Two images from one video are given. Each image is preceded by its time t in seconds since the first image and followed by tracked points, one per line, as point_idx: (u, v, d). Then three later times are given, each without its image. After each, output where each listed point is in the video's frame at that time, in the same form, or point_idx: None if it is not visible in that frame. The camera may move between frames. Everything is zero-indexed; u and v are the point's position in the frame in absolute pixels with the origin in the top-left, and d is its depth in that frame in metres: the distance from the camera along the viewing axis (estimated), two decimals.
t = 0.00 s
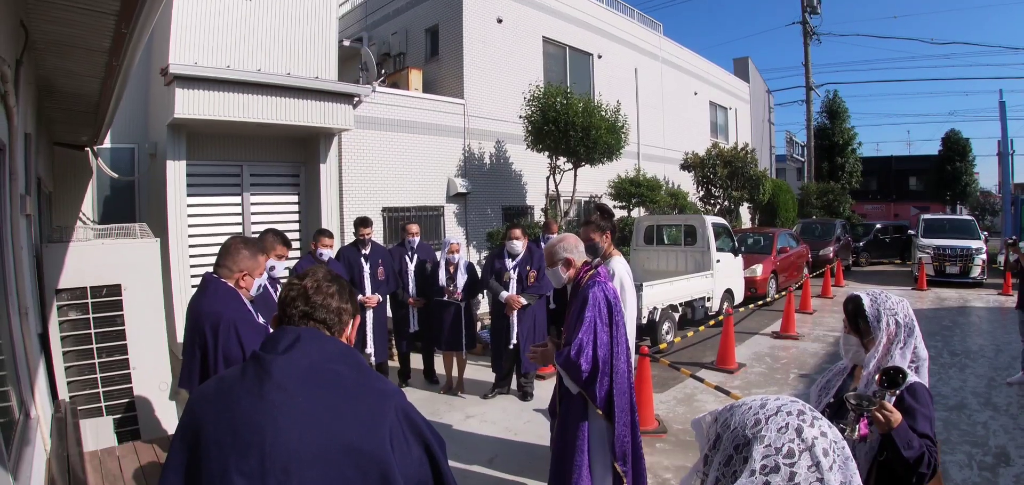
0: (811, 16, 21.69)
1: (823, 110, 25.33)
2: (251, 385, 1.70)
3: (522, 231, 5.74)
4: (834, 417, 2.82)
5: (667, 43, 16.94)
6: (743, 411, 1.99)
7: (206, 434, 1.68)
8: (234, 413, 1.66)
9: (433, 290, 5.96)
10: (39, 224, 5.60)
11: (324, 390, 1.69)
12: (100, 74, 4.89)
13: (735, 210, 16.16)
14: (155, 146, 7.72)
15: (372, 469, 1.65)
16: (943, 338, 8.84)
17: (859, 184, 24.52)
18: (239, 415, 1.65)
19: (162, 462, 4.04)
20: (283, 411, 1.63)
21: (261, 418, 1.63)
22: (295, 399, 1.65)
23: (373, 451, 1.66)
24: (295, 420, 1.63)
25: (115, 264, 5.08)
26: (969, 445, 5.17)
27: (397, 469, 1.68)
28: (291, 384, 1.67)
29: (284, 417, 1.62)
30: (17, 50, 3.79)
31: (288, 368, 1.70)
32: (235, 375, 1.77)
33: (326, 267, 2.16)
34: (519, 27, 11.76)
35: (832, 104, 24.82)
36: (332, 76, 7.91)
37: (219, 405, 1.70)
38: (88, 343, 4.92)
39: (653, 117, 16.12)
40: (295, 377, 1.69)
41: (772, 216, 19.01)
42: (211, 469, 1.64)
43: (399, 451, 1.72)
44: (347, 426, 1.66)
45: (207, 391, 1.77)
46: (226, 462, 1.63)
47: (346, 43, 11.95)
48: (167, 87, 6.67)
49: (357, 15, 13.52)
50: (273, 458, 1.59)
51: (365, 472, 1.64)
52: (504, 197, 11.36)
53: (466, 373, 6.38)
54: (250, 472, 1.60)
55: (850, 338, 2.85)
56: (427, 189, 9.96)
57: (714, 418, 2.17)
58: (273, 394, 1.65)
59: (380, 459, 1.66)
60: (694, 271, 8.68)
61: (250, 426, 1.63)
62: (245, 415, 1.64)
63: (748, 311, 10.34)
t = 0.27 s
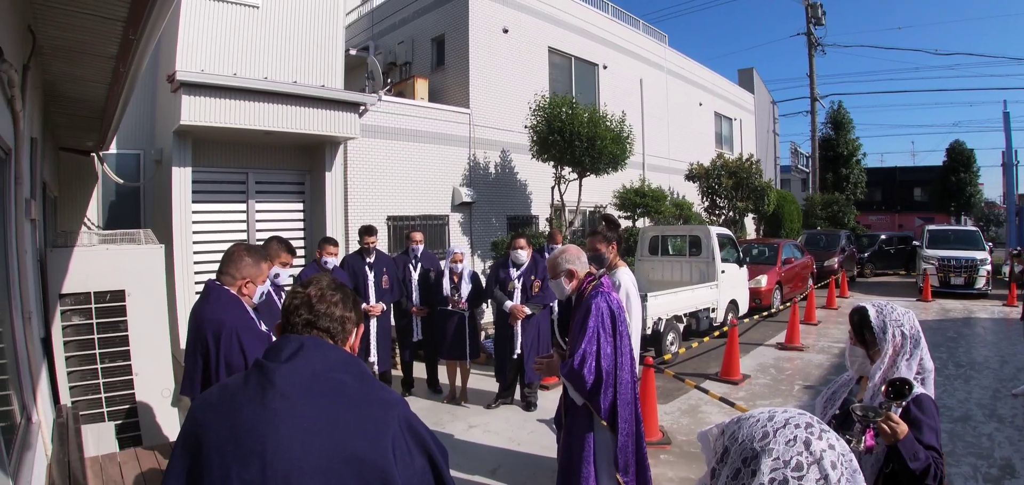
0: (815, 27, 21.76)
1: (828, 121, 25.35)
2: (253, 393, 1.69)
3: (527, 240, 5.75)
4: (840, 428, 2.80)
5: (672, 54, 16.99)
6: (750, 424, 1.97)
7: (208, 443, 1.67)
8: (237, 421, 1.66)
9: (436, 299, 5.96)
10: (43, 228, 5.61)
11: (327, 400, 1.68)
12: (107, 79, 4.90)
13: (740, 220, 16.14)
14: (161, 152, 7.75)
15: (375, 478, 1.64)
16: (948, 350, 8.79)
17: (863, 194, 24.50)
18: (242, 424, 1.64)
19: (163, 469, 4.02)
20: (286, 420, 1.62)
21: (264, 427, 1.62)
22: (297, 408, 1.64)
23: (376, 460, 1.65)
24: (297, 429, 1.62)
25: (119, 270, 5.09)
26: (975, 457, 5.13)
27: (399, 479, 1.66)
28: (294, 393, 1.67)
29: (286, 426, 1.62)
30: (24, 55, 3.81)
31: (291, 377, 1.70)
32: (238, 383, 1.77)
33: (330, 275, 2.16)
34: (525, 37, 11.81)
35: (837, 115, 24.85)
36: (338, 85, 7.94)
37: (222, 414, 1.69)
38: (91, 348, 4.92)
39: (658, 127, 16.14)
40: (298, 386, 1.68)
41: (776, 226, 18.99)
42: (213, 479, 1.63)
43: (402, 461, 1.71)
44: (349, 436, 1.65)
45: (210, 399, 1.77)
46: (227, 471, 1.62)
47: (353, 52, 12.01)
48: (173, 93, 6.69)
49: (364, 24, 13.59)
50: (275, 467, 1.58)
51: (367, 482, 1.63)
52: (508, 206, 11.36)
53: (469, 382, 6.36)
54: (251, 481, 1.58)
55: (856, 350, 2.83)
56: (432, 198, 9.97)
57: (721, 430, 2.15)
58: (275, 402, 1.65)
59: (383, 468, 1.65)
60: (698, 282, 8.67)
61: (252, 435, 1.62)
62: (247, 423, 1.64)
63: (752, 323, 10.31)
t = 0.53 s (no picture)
0: (820, 31, 21.73)
1: (832, 125, 25.30)
2: (257, 395, 1.69)
3: (530, 243, 5.75)
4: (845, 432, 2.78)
5: (676, 57, 16.98)
6: (756, 427, 1.97)
7: (211, 445, 1.68)
8: (240, 423, 1.66)
9: (439, 301, 5.96)
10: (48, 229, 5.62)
11: (329, 401, 1.68)
12: (112, 81, 4.91)
13: (744, 224, 16.11)
14: (166, 154, 7.77)
15: (378, 480, 1.63)
16: (953, 354, 8.76)
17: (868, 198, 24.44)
18: (245, 425, 1.64)
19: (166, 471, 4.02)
20: (289, 422, 1.62)
21: (267, 429, 1.61)
22: (300, 409, 1.64)
23: (379, 462, 1.64)
24: (299, 431, 1.61)
25: (123, 272, 5.10)
26: (979, 461, 5.11)
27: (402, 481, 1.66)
28: (297, 394, 1.67)
29: (288, 427, 1.61)
30: (29, 56, 3.82)
31: (293, 378, 1.70)
32: (241, 384, 1.77)
33: (334, 277, 2.16)
34: (530, 41, 11.82)
35: (841, 118, 24.80)
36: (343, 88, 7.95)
37: (225, 416, 1.69)
38: (95, 349, 4.93)
39: (662, 130, 16.12)
40: (301, 387, 1.68)
41: (780, 230, 18.96)
42: (216, 480, 1.63)
43: (405, 463, 1.70)
44: (352, 437, 1.64)
45: (214, 400, 1.77)
46: (230, 473, 1.62)
47: (357, 55, 12.02)
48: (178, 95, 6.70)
49: (369, 27, 13.62)
50: (278, 469, 1.58)
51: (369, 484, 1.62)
52: (512, 209, 11.37)
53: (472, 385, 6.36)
54: (254, 482, 1.58)
55: (861, 353, 2.82)
56: (436, 200, 9.98)
57: (726, 434, 2.15)
58: (278, 404, 1.65)
59: (386, 470, 1.65)
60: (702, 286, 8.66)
61: (255, 437, 1.62)
62: (250, 425, 1.63)
63: (756, 327, 10.29)
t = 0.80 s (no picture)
0: (823, 31, 21.69)
1: (835, 126, 25.26)
2: (260, 395, 1.70)
3: (534, 244, 5.75)
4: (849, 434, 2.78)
5: (680, 57, 16.97)
6: (762, 427, 1.96)
7: (214, 445, 1.68)
8: (243, 423, 1.66)
9: (443, 302, 5.96)
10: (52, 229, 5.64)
11: (333, 401, 1.68)
12: (116, 82, 4.92)
13: (747, 225, 16.09)
14: (169, 155, 7.78)
15: (382, 481, 1.63)
16: (957, 355, 8.74)
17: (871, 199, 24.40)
18: (249, 426, 1.64)
19: (169, 471, 4.03)
20: (292, 423, 1.62)
21: (270, 429, 1.61)
22: (303, 409, 1.64)
23: (382, 462, 1.64)
24: (302, 431, 1.61)
25: (127, 272, 5.10)
26: (983, 463, 5.09)
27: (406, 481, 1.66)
28: (300, 394, 1.66)
29: (292, 427, 1.62)
30: (33, 57, 3.83)
31: (296, 378, 1.70)
32: (244, 384, 1.77)
33: (336, 277, 2.16)
34: (533, 42, 11.82)
35: (845, 119, 24.76)
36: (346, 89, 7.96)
37: (229, 416, 1.70)
38: (98, 349, 4.94)
39: (665, 131, 16.11)
40: (304, 387, 1.68)
41: (784, 230, 18.92)
42: (219, 481, 1.63)
43: (409, 462, 1.70)
44: (355, 438, 1.64)
45: (217, 400, 1.77)
46: (234, 474, 1.62)
47: (361, 56, 12.04)
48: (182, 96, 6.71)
49: (372, 28, 13.63)
50: (281, 470, 1.58)
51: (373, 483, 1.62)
52: (516, 210, 11.37)
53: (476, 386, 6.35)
54: (257, 482, 1.58)
55: (865, 354, 2.81)
56: (439, 201, 9.99)
57: (731, 434, 2.14)
58: (281, 404, 1.65)
59: (389, 470, 1.64)
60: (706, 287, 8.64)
61: (258, 438, 1.62)
62: (254, 425, 1.64)
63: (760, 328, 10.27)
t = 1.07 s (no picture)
0: (827, 32, 21.66)
1: (839, 127, 25.22)
2: (263, 390, 1.70)
3: (537, 243, 5.75)
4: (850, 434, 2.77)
5: (684, 58, 16.95)
6: (764, 424, 1.96)
7: (217, 441, 1.68)
8: (246, 418, 1.66)
9: (445, 301, 5.97)
10: (55, 227, 5.65)
11: (335, 397, 1.68)
12: (120, 80, 4.94)
13: (750, 226, 16.07)
14: (173, 153, 7.80)
15: (383, 478, 1.62)
16: (960, 357, 8.72)
17: (875, 200, 24.38)
18: (252, 421, 1.65)
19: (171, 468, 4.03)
20: (295, 417, 1.63)
21: (272, 425, 1.62)
22: (306, 404, 1.65)
23: (384, 459, 1.64)
24: (305, 426, 1.62)
25: (130, 269, 5.11)
26: (986, 465, 5.08)
27: (408, 478, 1.65)
28: (302, 390, 1.67)
29: (294, 422, 1.62)
30: (38, 55, 3.84)
31: (299, 374, 1.70)
32: (248, 379, 1.78)
33: (340, 273, 2.16)
34: (537, 42, 11.82)
35: (848, 120, 24.73)
36: (350, 88, 7.97)
37: (232, 411, 1.70)
38: (101, 346, 4.95)
39: (669, 131, 16.10)
40: (307, 383, 1.69)
41: (787, 232, 18.90)
42: (222, 476, 1.64)
43: (411, 459, 1.69)
44: (357, 434, 1.64)
45: (220, 395, 1.78)
46: (236, 469, 1.62)
47: (365, 55, 12.05)
48: (186, 95, 6.73)
49: (376, 28, 13.64)
50: (283, 465, 1.58)
51: (375, 480, 1.62)
52: (519, 209, 11.37)
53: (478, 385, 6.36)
54: (260, 477, 1.59)
55: (867, 354, 2.80)
56: (443, 201, 9.99)
57: (733, 431, 2.14)
58: (284, 399, 1.66)
59: (391, 467, 1.64)
60: (709, 287, 8.63)
61: (261, 432, 1.62)
62: (256, 421, 1.64)
63: (763, 329, 10.26)
